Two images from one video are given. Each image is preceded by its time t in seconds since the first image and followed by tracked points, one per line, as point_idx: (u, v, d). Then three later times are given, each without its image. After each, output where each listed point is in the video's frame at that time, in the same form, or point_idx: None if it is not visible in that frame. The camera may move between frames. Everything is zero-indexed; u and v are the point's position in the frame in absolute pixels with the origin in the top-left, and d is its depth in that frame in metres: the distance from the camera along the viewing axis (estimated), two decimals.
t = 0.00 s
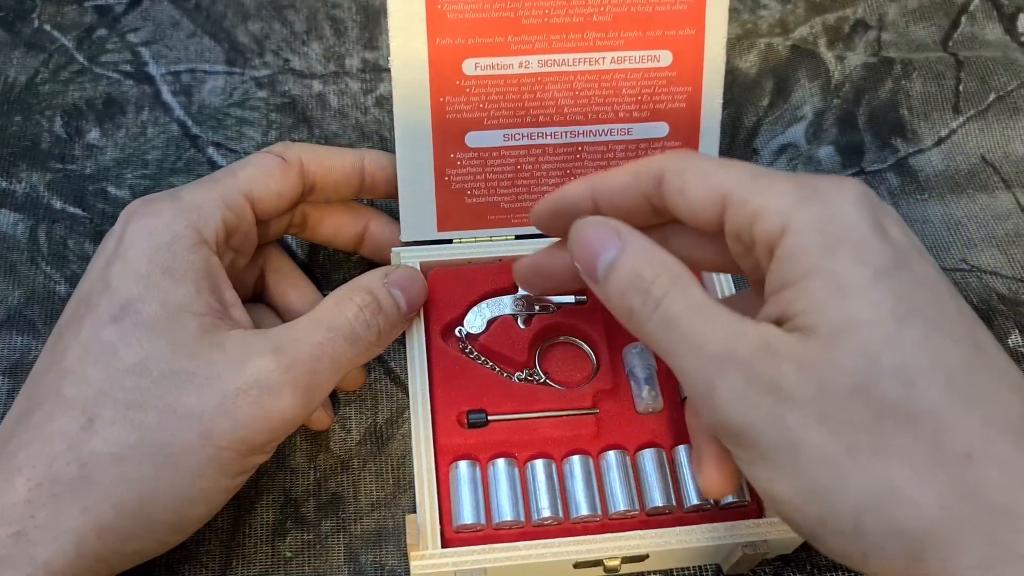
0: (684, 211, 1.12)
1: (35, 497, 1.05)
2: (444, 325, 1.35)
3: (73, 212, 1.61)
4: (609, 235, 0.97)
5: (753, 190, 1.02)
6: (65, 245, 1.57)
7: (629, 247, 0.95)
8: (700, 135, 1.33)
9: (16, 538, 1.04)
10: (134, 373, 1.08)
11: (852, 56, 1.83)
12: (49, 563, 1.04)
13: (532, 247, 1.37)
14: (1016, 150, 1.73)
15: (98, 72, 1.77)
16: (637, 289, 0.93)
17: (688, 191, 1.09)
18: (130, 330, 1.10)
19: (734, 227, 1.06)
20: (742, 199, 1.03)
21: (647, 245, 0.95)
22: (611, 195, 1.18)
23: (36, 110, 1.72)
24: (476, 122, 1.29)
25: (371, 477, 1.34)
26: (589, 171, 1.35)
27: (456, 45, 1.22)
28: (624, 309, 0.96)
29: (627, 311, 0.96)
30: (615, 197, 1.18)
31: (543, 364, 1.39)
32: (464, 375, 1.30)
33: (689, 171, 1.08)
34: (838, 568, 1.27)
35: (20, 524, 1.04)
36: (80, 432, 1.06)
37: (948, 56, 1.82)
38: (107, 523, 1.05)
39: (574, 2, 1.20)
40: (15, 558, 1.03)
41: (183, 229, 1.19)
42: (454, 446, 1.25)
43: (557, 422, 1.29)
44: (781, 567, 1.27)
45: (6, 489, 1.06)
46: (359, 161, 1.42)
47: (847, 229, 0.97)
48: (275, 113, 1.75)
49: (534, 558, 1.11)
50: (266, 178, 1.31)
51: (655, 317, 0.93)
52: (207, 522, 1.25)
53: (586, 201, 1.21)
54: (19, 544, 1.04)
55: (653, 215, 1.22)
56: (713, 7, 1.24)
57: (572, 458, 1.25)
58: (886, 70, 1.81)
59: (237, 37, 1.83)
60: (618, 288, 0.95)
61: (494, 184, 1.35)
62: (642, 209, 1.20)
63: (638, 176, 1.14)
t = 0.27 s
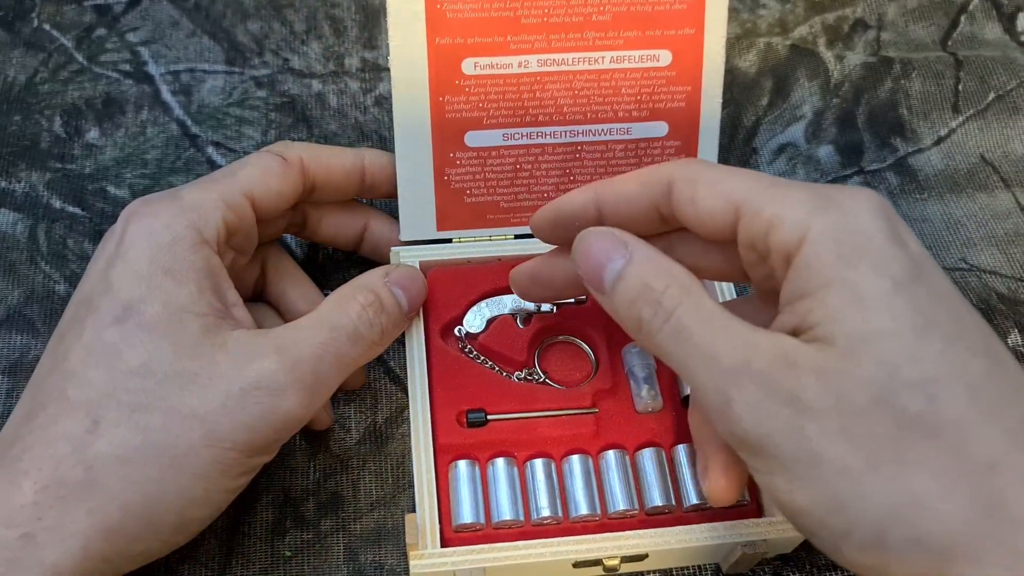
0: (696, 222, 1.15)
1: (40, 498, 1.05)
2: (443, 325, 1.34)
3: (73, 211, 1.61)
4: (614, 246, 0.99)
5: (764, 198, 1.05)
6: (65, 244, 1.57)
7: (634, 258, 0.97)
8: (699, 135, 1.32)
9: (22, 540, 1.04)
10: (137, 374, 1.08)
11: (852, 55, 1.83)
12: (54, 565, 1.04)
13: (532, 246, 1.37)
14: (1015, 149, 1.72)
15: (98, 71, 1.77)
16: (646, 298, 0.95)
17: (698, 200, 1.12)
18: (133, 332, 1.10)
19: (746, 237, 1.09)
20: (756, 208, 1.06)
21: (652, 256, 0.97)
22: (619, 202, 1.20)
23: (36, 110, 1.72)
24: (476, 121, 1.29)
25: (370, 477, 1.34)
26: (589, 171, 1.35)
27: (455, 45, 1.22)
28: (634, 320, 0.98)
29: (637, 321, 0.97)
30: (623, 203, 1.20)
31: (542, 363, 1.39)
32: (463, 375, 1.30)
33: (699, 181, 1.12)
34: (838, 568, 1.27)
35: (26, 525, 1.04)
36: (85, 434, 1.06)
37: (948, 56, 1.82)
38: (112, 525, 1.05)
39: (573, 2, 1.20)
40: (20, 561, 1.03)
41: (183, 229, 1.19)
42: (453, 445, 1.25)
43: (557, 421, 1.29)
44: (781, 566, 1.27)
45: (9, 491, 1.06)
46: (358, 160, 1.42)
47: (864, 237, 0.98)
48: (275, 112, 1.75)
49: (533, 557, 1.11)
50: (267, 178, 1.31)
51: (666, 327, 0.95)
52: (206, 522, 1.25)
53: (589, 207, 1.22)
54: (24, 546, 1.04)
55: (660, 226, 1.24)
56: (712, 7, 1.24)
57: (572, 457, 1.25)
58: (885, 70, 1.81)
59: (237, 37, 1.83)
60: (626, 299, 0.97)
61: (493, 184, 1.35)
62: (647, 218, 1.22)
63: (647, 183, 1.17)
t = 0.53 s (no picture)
0: (793, 162, 1.14)
1: (44, 498, 1.05)
2: (442, 324, 1.34)
3: (72, 211, 1.61)
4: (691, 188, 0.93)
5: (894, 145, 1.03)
6: (64, 244, 1.57)
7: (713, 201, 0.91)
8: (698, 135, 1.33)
9: (26, 539, 1.04)
10: (139, 374, 1.08)
11: (852, 54, 1.83)
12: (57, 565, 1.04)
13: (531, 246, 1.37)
14: (1016, 148, 1.72)
15: (97, 71, 1.77)
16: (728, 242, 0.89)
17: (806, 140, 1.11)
18: (133, 332, 1.10)
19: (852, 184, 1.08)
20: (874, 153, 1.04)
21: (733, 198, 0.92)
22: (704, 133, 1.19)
23: (35, 110, 1.72)
24: (475, 121, 1.29)
25: (370, 476, 1.34)
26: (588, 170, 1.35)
27: (455, 44, 1.22)
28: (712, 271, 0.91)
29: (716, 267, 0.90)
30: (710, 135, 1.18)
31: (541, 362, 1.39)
32: (463, 374, 1.30)
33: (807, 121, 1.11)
34: (838, 567, 1.27)
35: (31, 525, 1.04)
36: (87, 434, 1.06)
37: (947, 55, 1.82)
38: (116, 526, 1.05)
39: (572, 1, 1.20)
40: (24, 561, 1.03)
41: (183, 228, 1.19)
42: (453, 445, 1.25)
43: (556, 421, 1.28)
44: (781, 566, 1.27)
45: (13, 492, 1.05)
46: (358, 158, 1.42)
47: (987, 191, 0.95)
48: (274, 112, 1.75)
49: (533, 557, 1.11)
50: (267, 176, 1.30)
51: (756, 275, 0.89)
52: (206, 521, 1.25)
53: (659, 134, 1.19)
54: (28, 547, 1.04)
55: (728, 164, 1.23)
56: (711, 6, 1.24)
57: (571, 457, 1.25)
58: (885, 69, 1.81)
59: (237, 36, 1.83)
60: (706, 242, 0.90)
61: (493, 183, 1.35)
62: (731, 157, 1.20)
63: (743, 117, 1.15)
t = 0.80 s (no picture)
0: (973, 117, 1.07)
1: (35, 506, 1.04)
2: (441, 323, 1.34)
3: (71, 210, 1.60)
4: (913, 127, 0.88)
5: None
6: (64, 242, 1.57)
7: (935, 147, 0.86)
8: (697, 133, 1.33)
9: (20, 547, 1.03)
10: (124, 379, 1.08)
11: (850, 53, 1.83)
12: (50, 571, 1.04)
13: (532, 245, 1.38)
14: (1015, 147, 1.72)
15: (96, 70, 1.77)
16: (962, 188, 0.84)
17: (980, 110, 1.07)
18: (115, 337, 1.10)
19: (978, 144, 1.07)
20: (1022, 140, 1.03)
21: (957, 142, 0.86)
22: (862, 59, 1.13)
23: (34, 108, 1.72)
24: (474, 120, 1.28)
25: (368, 475, 1.34)
26: (587, 169, 1.35)
27: (453, 43, 1.22)
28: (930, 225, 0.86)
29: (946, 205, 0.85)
30: (904, 64, 1.11)
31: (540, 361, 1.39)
32: (461, 373, 1.30)
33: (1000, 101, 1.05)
34: (836, 566, 1.27)
35: (24, 532, 1.04)
36: (75, 441, 1.06)
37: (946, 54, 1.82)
38: (109, 529, 1.05)
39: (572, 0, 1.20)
40: (18, 565, 1.03)
41: (157, 228, 1.18)
42: (451, 443, 1.25)
43: (555, 419, 1.28)
44: (779, 565, 1.27)
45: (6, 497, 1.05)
46: (315, 113, 1.39)
47: None
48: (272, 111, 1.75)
49: (530, 557, 1.11)
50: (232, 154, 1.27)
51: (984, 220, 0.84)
52: (204, 521, 1.25)
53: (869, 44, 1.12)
54: (23, 553, 1.03)
55: (840, 90, 1.18)
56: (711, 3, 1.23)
57: (569, 456, 1.25)
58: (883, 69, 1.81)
59: (235, 35, 1.83)
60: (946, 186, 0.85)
61: (491, 182, 1.34)
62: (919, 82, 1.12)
63: (951, 61, 1.08)
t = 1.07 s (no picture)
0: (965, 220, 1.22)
1: (23, 503, 1.05)
2: (441, 322, 1.34)
3: (70, 208, 1.60)
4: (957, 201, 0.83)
5: None
6: (62, 241, 1.57)
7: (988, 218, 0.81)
8: (696, 132, 1.33)
9: (9, 545, 1.04)
10: (109, 377, 1.08)
11: (849, 53, 1.84)
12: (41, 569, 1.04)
13: (531, 244, 1.38)
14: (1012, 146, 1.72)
15: (95, 69, 1.77)
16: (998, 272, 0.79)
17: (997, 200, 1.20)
18: (101, 335, 1.10)
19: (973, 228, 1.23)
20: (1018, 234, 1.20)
21: None
22: (928, 139, 1.19)
23: (33, 108, 1.72)
24: (473, 118, 1.29)
25: (367, 474, 1.34)
26: (586, 168, 1.35)
27: (452, 42, 1.23)
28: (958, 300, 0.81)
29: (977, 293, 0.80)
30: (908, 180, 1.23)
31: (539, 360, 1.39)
32: (459, 372, 1.30)
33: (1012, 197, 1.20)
34: (835, 565, 1.28)
35: (12, 531, 1.04)
36: (60, 439, 1.06)
37: (944, 54, 1.83)
38: (99, 526, 1.05)
39: None
40: (9, 565, 1.03)
41: (142, 223, 1.17)
42: (450, 442, 1.26)
43: (554, 419, 1.28)
44: (778, 564, 1.28)
45: None
46: (298, 101, 1.38)
47: None
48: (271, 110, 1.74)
49: (529, 556, 1.11)
50: (214, 144, 1.27)
51: None
52: (202, 519, 1.26)
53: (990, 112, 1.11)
54: (12, 551, 1.03)
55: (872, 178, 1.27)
56: (710, 5, 1.24)
57: (568, 455, 1.25)
58: (882, 68, 1.81)
59: (234, 34, 1.83)
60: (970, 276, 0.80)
61: (491, 181, 1.35)
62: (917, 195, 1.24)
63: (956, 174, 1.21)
